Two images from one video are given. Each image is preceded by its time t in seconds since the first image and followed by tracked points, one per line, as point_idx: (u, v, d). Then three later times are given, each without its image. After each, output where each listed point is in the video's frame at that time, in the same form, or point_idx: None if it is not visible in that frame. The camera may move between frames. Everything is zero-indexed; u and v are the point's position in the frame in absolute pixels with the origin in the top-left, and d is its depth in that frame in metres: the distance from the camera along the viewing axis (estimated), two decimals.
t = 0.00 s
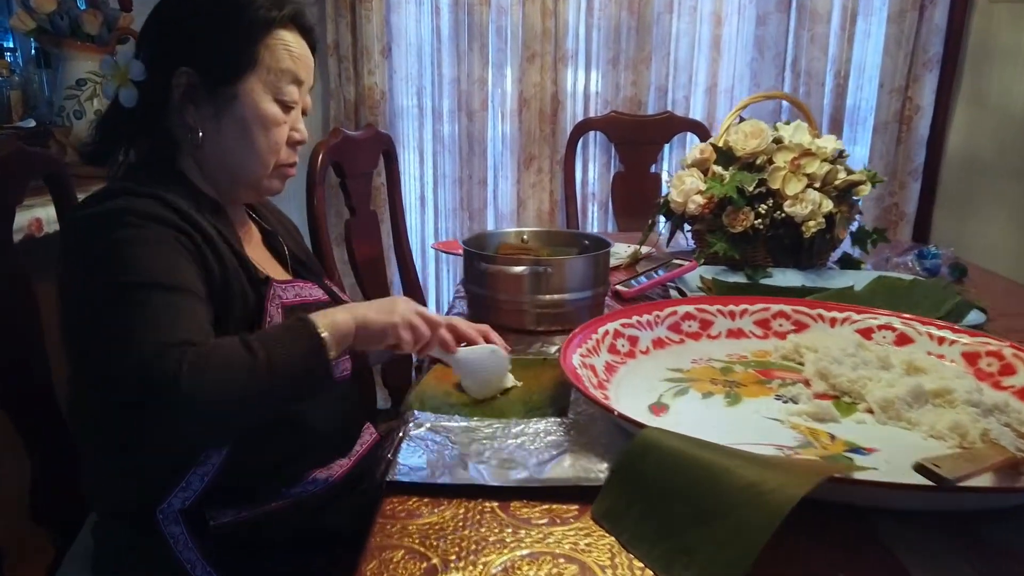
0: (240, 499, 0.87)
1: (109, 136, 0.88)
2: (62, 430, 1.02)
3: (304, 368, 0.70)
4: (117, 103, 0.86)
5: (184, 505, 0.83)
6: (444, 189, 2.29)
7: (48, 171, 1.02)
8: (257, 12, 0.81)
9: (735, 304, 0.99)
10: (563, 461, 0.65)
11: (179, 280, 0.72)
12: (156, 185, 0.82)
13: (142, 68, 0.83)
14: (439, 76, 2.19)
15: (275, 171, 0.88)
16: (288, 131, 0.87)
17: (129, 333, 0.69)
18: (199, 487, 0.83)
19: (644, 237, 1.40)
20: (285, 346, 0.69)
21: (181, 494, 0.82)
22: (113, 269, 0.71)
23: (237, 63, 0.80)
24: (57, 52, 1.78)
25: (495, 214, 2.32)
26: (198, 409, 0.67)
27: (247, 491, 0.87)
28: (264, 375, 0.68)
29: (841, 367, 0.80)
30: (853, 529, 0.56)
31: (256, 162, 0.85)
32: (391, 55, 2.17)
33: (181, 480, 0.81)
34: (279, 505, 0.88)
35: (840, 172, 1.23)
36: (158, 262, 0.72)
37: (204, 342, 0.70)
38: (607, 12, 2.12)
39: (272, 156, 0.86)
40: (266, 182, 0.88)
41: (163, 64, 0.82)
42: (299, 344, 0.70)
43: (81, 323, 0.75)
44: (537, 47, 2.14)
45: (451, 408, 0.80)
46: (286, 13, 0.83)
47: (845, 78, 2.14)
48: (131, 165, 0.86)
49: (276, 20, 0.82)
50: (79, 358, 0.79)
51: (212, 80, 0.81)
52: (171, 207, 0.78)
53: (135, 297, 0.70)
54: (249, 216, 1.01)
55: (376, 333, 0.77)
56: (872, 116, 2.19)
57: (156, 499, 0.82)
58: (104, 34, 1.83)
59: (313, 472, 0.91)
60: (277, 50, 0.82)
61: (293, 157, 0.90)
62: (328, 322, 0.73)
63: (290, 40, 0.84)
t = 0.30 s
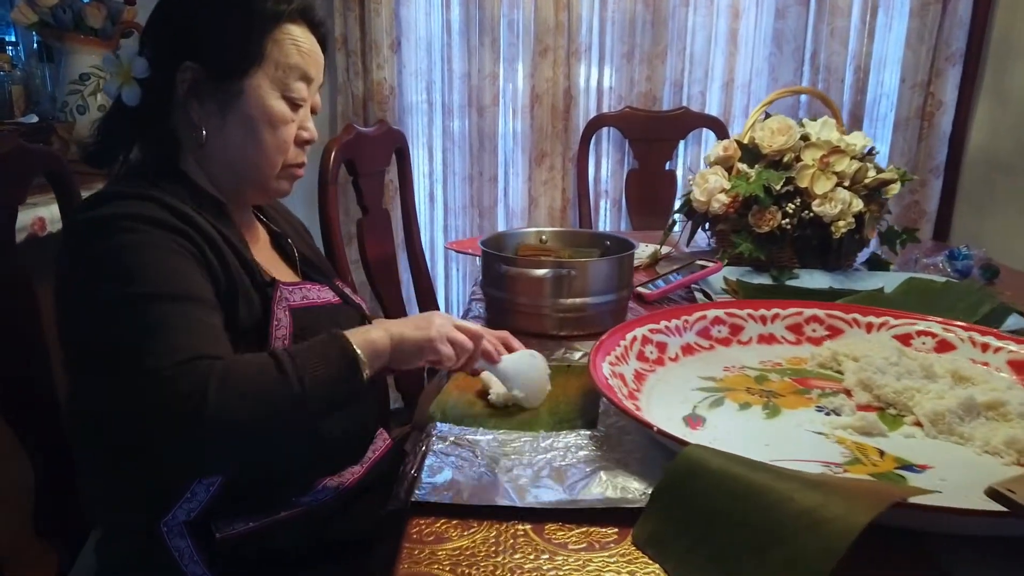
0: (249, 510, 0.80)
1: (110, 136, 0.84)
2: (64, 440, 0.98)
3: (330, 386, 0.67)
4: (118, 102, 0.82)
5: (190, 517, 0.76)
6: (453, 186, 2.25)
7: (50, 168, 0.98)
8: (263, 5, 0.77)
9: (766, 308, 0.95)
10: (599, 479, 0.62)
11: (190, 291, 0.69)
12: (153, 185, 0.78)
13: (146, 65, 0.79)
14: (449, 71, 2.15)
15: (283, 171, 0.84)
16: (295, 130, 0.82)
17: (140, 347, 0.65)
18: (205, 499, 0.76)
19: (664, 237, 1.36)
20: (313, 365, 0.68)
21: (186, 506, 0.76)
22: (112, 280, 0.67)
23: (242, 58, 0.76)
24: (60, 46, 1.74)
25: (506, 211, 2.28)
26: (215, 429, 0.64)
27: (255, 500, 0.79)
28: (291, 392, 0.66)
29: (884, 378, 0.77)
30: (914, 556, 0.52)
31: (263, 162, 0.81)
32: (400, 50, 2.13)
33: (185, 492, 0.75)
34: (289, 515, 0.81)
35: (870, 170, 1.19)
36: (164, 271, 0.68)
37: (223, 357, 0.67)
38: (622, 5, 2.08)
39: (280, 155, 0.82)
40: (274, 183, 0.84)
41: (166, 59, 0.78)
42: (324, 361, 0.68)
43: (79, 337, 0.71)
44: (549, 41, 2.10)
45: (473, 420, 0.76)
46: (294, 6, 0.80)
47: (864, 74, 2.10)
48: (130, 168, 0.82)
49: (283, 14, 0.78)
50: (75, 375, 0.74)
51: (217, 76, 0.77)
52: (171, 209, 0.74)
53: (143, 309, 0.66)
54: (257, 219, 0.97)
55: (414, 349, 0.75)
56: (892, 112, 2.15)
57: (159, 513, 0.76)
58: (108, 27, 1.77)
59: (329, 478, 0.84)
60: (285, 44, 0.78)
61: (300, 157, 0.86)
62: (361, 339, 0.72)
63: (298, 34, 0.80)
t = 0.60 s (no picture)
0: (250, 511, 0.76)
1: (104, 130, 0.82)
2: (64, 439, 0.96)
3: (371, 355, 0.67)
4: (112, 96, 0.80)
5: (190, 521, 0.74)
6: (457, 182, 2.24)
7: (50, 164, 0.96)
8: None
9: (779, 306, 0.93)
10: (610, 482, 0.60)
11: (204, 266, 0.66)
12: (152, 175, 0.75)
13: (138, 57, 0.77)
14: (453, 66, 2.13)
15: (280, 165, 0.82)
16: (292, 123, 0.80)
17: (163, 325, 0.62)
18: (204, 500, 0.73)
19: (671, 234, 1.34)
20: (355, 340, 0.67)
21: (185, 509, 0.73)
22: (123, 267, 0.64)
23: (237, 49, 0.74)
24: (60, 39, 1.72)
25: (509, 207, 2.26)
26: (254, 403, 0.62)
27: (256, 501, 0.75)
28: (331, 362, 0.65)
29: (902, 377, 0.75)
30: (937, 564, 0.51)
31: (260, 155, 0.79)
32: (403, 44, 2.11)
33: (185, 494, 0.72)
34: (292, 517, 0.78)
35: (882, 165, 1.17)
36: (178, 251, 0.66)
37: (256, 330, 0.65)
38: None
39: (277, 148, 0.80)
40: (271, 177, 0.82)
41: (159, 50, 0.76)
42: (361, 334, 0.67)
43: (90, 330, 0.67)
44: (554, 35, 2.07)
45: (480, 420, 0.74)
46: None
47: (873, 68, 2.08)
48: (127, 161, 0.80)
49: (279, 4, 0.76)
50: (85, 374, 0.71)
51: (213, 66, 0.74)
52: (174, 195, 0.72)
53: (164, 289, 0.63)
54: (253, 215, 0.95)
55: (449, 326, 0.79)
56: (901, 107, 2.13)
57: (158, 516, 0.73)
58: (108, 21, 1.74)
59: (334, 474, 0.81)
60: (282, 35, 0.76)
61: (298, 151, 0.84)
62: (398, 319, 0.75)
63: (294, 25, 0.78)
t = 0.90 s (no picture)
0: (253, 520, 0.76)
1: (107, 133, 0.81)
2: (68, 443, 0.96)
3: (344, 356, 0.63)
4: (115, 98, 0.79)
5: (193, 529, 0.74)
6: (460, 182, 2.22)
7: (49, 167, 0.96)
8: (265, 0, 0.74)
9: (785, 310, 0.93)
10: (615, 493, 0.59)
11: (198, 276, 0.66)
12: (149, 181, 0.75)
13: (144, 60, 0.76)
14: (455, 65, 2.12)
15: (283, 171, 0.82)
16: (296, 129, 0.80)
17: (154, 333, 0.61)
18: (207, 509, 0.73)
19: (675, 235, 1.34)
20: (325, 339, 0.63)
21: (188, 517, 0.73)
22: (114, 272, 0.64)
23: (243, 55, 0.73)
24: (60, 39, 1.71)
25: (512, 207, 2.25)
26: (230, 414, 0.60)
27: (259, 509, 0.76)
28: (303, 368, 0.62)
29: (910, 385, 0.74)
30: None
31: (263, 161, 0.79)
32: (406, 43, 2.10)
33: (188, 501, 0.72)
34: (294, 526, 0.78)
35: (889, 167, 1.16)
36: (169, 258, 0.65)
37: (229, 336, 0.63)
38: None
39: (280, 155, 0.79)
40: (273, 183, 0.82)
41: (162, 54, 0.75)
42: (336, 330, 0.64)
43: (84, 335, 0.67)
44: (557, 34, 2.07)
45: (483, 427, 0.74)
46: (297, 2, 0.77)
47: (877, 67, 2.07)
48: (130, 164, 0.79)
49: (285, 10, 0.75)
50: (84, 380, 0.70)
51: (217, 71, 0.74)
52: (170, 202, 0.71)
53: (151, 295, 0.62)
54: (257, 220, 0.94)
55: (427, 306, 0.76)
56: (906, 106, 2.12)
57: (161, 523, 0.73)
58: (109, 21, 1.75)
59: (337, 483, 0.82)
60: (287, 41, 0.76)
61: (300, 157, 0.83)
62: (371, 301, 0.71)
63: (300, 31, 0.77)
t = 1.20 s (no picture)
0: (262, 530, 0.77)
1: (122, 143, 0.82)
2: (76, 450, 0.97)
3: (353, 371, 0.64)
4: (130, 108, 0.80)
5: (201, 538, 0.74)
6: (463, 184, 2.23)
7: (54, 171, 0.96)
8: (281, 12, 0.75)
9: (789, 316, 0.93)
10: (620, 502, 0.60)
11: (213, 293, 0.66)
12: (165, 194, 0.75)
13: (159, 70, 0.77)
14: (458, 67, 2.13)
15: (299, 180, 0.82)
16: (311, 139, 0.80)
17: (172, 351, 0.62)
18: (217, 519, 0.74)
19: (679, 239, 1.34)
20: (335, 353, 0.64)
21: (197, 527, 0.74)
22: (127, 287, 0.65)
23: (260, 66, 0.74)
24: (66, 42, 1.71)
25: (516, 209, 2.26)
26: (248, 430, 0.61)
27: (267, 519, 0.76)
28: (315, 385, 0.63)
29: (914, 393, 0.74)
30: None
31: (279, 171, 0.79)
32: (410, 45, 2.11)
33: (197, 510, 0.73)
34: (302, 535, 0.78)
35: (892, 171, 1.16)
36: (182, 274, 0.65)
37: (239, 352, 0.63)
38: None
39: (296, 164, 0.80)
40: (288, 193, 0.82)
41: (179, 65, 0.76)
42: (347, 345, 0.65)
43: (98, 348, 0.67)
44: (560, 36, 2.07)
45: (488, 434, 0.74)
46: (310, 13, 0.78)
47: (881, 69, 2.07)
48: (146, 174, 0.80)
49: (299, 21, 0.76)
50: (96, 390, 0.71)
51: (234, 82, 0.74)
52: (182, 214, 0.72)
53: (164, 313, 0.63)
54: (270, 229, 0.95)
55: (434, 321, 0.78)
56: (910, 108, 2.12)
57: (169, 531, 0.73)
58: (113, 24, 1.75)
59: (345, 492, 0.82)
60: (302, 51, 0.77)
61: (316, 166, 0.84)
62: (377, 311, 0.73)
63: (315, 41, 0.78)
